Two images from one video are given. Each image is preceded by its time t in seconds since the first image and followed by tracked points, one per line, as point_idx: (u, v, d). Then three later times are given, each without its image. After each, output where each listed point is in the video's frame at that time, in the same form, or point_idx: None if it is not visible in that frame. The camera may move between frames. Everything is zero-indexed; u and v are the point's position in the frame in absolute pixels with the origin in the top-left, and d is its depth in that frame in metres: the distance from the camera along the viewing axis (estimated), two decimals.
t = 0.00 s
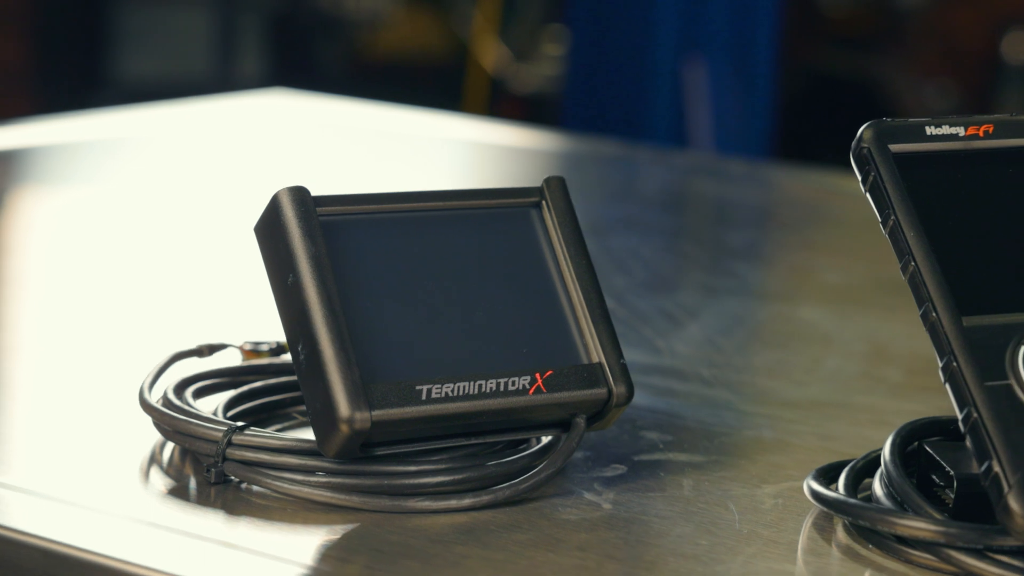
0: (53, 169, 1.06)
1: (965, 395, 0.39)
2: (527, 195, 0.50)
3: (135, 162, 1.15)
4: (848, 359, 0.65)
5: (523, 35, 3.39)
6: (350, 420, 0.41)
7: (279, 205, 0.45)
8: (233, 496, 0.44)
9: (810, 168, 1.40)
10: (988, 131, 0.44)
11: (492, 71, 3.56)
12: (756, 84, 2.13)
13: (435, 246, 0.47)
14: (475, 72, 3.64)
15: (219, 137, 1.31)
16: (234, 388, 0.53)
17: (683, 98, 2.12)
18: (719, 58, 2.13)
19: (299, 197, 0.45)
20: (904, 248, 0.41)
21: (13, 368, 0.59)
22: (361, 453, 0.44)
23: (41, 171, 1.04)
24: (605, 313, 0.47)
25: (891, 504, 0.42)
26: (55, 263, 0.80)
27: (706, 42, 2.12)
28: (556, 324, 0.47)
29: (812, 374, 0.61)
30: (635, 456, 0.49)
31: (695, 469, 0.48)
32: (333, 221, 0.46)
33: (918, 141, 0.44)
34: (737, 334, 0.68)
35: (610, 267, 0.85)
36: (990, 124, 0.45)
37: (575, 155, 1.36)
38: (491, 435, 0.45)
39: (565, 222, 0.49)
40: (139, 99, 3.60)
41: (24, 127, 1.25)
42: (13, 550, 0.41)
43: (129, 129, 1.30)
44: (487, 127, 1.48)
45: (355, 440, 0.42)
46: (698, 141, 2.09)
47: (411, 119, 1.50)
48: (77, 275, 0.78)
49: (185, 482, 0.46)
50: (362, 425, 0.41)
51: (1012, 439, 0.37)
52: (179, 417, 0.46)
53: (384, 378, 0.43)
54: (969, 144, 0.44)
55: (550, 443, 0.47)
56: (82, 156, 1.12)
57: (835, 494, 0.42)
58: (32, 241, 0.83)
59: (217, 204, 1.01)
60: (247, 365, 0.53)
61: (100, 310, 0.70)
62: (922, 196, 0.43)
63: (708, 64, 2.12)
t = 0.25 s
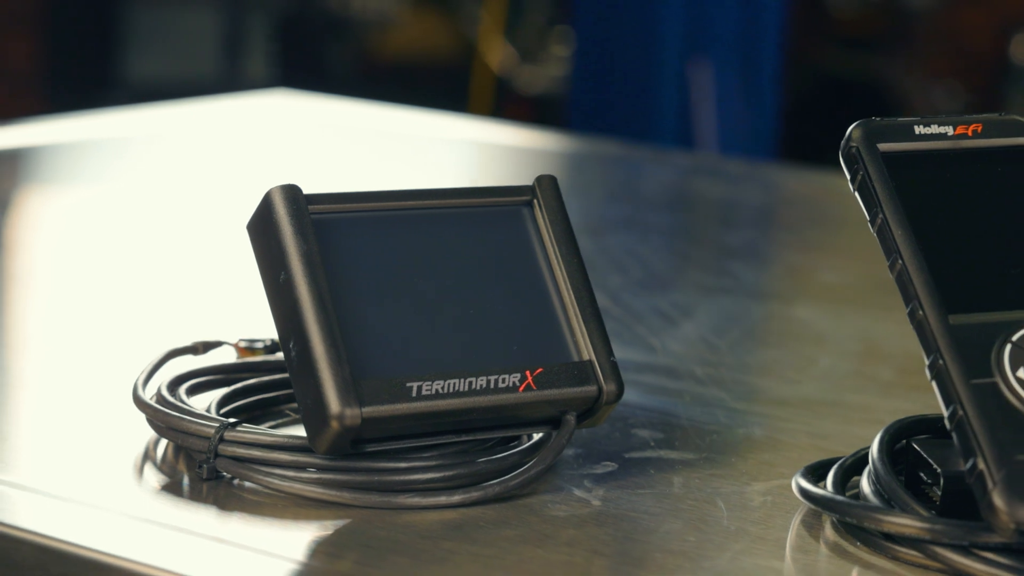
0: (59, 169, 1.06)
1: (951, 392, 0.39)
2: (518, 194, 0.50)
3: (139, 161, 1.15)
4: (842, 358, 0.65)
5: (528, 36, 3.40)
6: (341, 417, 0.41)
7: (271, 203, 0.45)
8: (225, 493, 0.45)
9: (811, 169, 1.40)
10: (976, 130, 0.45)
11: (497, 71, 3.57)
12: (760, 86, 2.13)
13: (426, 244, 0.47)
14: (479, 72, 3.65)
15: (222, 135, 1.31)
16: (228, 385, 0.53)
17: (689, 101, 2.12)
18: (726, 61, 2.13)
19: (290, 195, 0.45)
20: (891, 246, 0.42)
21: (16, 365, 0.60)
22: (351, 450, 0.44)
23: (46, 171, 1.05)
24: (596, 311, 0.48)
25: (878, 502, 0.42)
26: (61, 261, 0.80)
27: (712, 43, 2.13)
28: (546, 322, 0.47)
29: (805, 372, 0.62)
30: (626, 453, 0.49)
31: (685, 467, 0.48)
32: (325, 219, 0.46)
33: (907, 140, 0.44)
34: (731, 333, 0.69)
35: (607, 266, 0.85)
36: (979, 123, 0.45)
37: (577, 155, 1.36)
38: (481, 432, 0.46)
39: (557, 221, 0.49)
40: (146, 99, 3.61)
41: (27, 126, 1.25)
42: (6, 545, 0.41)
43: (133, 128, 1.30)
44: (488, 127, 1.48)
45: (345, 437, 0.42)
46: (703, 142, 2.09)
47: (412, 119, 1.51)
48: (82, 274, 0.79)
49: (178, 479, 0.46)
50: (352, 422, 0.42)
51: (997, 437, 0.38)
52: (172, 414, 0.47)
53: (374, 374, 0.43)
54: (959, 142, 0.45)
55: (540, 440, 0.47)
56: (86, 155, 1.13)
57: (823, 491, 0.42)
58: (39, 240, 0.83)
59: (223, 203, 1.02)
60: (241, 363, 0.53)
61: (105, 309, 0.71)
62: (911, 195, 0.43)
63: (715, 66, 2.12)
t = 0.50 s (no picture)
0: (64, 169, 1.07)
1: (937, 390, 0.39)
2: (510, 192, 0.51)
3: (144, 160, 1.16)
4: (835, 356, 0.65)
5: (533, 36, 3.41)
6: (331, 413, 0.42)
7: (263, 201, 0.45)
8: (217, 489, 0.45)
9: (812, 169, 1.41)
10: (965, 129, 0.45)
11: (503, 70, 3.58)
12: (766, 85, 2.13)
13: (418, 242, 0.48)
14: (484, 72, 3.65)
15: (226, 135, 1.32)
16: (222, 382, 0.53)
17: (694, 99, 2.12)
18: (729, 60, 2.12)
19: (283, 193, 0.46)
20: (879, 245, 0.42)
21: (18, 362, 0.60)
22: (342, 446, 0.44)
23: (50, 171, 1.05)
24: (586, 308, 0.48)
25: (865, 499, 0.42)
26: (66, 261, 0.80)
27: (715, 44, 2.11)
28: (537, 320, 0.48)
29: (798, 371, 0.62)
30: (617, 451, 0.50)
31: (675, 464, 0.49)
32: (317, 217, 0.46)
33: (896, 139, 0.44)
34: (724, 331, 0.69)
35: (603, 265, 0.85)
36: (967, 122, 0.45)
37: (579, 155, 1.36)
38: (472, 429, 0.46)
39: (548, 219, 0.50)
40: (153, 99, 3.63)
41: (30, 126, 1.26)
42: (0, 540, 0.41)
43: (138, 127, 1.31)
44: (490, 127, 1.49)
45: (336, 433, 0.42)
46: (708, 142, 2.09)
47: (414, 119, 1.51)
48: (87, 272, 0.79)
49: (171, 474, 0.47)
50: (343, 418, 0.42)
51: (982, 435, 0.38)
52: (165, 410, 0.47)
53: (365, 371, 0.43)
54: (947, 142, 0.45)
55: (531, 437, 0.47)
56: (90, 155, 1.14)
57: (811, 488, 0.43)
58: (45, 240, 0.84)
59: (228, 201, 1.03)
60: (235, 360, 0.54)
61: (109, 308, 0.71)
62: (899, 194, 0.43)
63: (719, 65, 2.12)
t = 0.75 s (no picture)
0: (67, 169, 1.07)
1: (922, 388, 0.39)
2: (501, 191, 0.51)
3: (147, 159, 1.16)
4: (828, 355, 0.65)
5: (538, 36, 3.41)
6: (321, 409, 0.42)
7: (255, 198, 0.46)
8: (209, 485, 0.45)
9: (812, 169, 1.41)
10: (953, 128, 0.45)
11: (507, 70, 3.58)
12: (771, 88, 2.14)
13: (409, 239, 0.48)
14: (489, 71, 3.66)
15: (228, 134, 1.32)
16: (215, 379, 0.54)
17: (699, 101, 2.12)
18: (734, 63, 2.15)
19: (275, 190, 0.46)
20: (867, 243, 0.42)
21: (19, 361, 0.60)
22: (332, 443, 0.44)
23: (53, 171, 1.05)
24: (577, 306, 0.48)
25: (852, 496, 0.42)
26: (70, 261, 0.81)
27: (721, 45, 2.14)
28: (528, 317, 0.48)
29: (790, 369, 0.62)
30: (608, 448, 0.50)
31: (665, 461, 0.49)
32: (308, 215, 0.47)
33: (884, 138, 0.44)
34: (718, 330, 0.69)
35: (600, 265, 0.86)
36: (955, 121, 0.46)
37: (580, 155, 1.37)
38: (462, 426, 0.46)
39: (539, 218, 0.50)
40: (159, 97, 3.64)
41: (32, 127, 1.26)
42: None
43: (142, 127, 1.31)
44: (491, 127, 1.49)
45: (326, 429, 0.43)
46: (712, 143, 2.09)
47: (415, 119, 1.51)
48: (90, 272, 0.79)
49: (164, 470, 0.47)
50: (333, 414, 0.42)
51: (967, 431, 0.38)
52: (157, 406, 0.47)
53: (355, 368, 0.44)
54: (935, 140, 0.45)
55: (521, 433, 0.47)
56: (93, 154, 1.14)
57: (798, 485, 0.43)
58: (50, 240, 0.84)
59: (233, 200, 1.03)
60: (228, 357, 0.54)
61: (112, 307, 0.71)
62: (886, 193, 0.43)
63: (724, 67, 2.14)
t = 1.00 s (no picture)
0: (71, 169, 1.07)
1: (909, 385, 0.40)
2: (492, 189, 0.51)
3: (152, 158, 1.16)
4: (822, 354, 0.66)
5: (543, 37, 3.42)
6: (312, 406, 0.42)
7: (247, 196, 0.46)
8: (201, 481, 0.46)
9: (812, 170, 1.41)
10: (942, 128, 0.46)
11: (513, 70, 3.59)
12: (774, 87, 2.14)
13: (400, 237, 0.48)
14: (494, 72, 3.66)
15: (233, 133, 1.32)
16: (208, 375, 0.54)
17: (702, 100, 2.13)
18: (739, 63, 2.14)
19: (266, 188, 0.46)
20: (854, 242, 0.42)
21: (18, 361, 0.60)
22: (323, 439, 0.45)
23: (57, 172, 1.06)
24: (567, 303, 0.48)
25: (839, 493, 0.42)
26: (76, 261, 0.81)
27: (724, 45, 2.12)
28: (518, 314, 0.48)
29: (782, 367, 0.62)
30: (599, 445, 0.50)
31: (655, 458, 0.49)
32: (299, 213, 0.47)
33: (873, 137, 0.45)
34: (711, 329, 0.69)
35: (596, 264, 0.86)
36: (944, 120, 0.46)
37: (581, 155, 1.37)
38: (452, 423, 0.46)
39: (530, 216, 0.50)
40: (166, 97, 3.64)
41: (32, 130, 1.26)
42: None
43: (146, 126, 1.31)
44: (492, 128, 1.49)
45: (316, 425, 0.43)
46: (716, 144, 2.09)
47: (416, 120, 1.51)
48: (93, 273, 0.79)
49: (157, 466, 0.47)
50: (323, 411, 0.42)
51: (952, 429, 0.38)
52: (150, 402, 0.48)
53: (345, 365, 0.44)
54: (923, 140, 0.45)
55: (511, 430, 0.48)
56: (97, 154, 1.14)
57: (786, 482, 0.43)
58: (57, 240, 0.84)
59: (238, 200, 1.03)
60: (221, 354, 0.54)
61: (115, 306, 0.71)
62: (874, 192, 0.44)
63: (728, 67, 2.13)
